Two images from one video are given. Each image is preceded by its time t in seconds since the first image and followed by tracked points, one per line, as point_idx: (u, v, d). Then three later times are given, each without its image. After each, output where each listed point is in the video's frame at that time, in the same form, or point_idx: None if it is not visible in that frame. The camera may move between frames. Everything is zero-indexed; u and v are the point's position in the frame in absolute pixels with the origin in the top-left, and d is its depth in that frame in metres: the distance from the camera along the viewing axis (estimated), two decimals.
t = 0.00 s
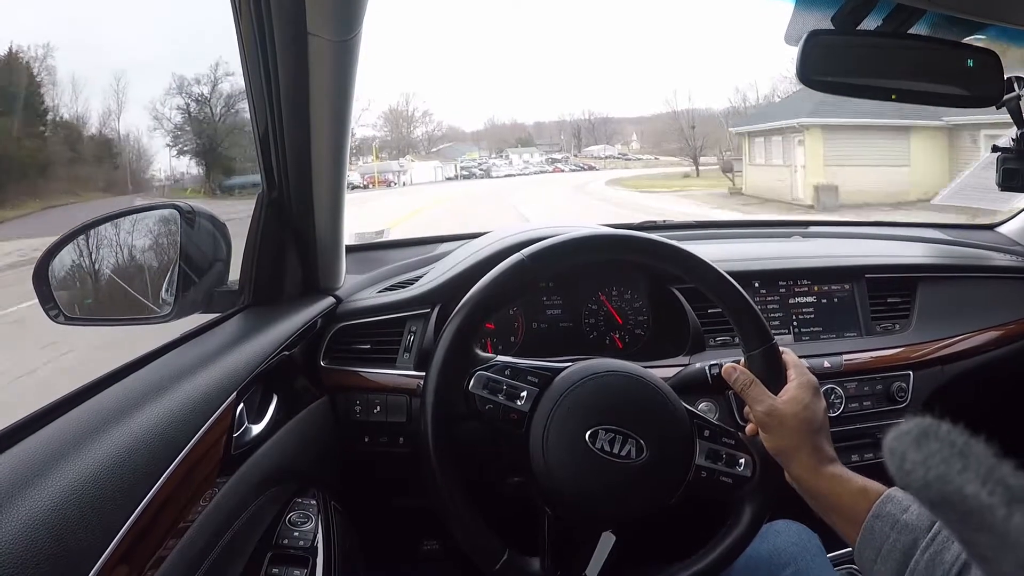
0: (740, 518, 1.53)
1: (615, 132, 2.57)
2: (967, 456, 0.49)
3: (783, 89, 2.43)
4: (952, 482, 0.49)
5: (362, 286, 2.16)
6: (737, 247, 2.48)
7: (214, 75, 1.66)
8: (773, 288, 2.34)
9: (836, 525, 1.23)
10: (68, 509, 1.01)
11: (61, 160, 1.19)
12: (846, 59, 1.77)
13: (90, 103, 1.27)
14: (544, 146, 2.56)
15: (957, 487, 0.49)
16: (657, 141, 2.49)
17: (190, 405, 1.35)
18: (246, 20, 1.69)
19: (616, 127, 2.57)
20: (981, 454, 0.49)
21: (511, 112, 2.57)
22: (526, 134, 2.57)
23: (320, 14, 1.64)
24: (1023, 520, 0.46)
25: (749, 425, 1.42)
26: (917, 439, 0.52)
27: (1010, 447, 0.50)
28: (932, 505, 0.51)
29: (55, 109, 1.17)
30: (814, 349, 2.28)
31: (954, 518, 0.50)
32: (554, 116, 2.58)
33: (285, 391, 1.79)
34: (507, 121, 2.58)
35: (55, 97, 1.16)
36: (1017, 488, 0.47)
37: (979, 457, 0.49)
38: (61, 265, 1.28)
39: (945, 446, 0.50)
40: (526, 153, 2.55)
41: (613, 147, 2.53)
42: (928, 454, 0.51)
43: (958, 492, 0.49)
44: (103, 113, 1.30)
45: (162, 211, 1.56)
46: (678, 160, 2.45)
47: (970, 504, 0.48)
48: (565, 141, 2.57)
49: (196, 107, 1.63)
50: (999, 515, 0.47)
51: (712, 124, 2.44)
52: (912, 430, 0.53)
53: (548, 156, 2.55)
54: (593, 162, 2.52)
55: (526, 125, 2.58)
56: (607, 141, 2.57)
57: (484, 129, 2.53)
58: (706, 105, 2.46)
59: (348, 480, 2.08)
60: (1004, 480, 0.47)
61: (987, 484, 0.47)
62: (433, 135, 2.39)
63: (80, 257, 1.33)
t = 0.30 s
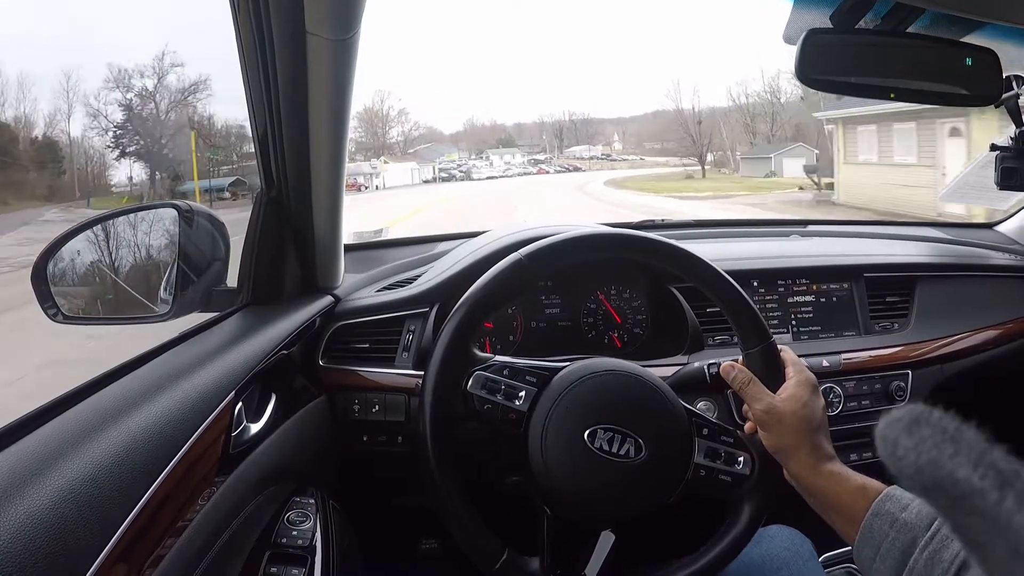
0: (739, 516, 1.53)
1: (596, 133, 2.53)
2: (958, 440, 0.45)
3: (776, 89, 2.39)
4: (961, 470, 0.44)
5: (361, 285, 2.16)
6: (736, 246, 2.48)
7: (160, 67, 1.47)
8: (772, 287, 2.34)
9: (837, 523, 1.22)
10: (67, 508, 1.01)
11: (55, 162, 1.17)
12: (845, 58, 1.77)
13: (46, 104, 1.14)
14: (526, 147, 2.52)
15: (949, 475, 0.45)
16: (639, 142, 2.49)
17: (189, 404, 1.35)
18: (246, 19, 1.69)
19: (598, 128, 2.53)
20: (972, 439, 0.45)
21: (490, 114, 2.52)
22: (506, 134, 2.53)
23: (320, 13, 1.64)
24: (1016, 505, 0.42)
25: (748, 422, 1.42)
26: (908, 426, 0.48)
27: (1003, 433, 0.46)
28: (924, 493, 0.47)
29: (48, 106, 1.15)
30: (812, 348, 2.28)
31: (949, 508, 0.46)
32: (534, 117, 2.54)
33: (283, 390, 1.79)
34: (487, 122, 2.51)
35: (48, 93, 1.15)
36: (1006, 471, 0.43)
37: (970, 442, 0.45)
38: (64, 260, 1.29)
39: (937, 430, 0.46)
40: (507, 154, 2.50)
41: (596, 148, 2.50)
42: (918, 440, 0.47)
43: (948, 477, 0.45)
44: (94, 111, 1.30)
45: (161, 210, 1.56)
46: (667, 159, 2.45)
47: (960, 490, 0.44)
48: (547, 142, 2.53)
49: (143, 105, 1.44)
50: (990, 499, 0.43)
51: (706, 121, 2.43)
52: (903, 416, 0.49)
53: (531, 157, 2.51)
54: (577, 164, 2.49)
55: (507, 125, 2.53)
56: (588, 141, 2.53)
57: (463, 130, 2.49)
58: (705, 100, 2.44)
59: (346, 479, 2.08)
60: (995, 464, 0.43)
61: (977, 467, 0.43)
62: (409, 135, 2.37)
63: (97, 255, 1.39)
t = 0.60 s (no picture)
0: (740, 514, 1.53)
1: (577, 134, 2.55)
2: (962, 427, 0.40)
3: (765, 90, 2.38)
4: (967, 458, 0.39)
5: (359, 286, 2.16)
6: (734, 245, 2.48)
7: (92, 57, 1.29)
8: (770, 286, 2.34)
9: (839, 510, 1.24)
10: (66, 510, 1.00)
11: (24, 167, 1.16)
12: (842, 56, 1.77)
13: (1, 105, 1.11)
14: (505, 148, 2.51)
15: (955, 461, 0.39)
16: (621, 143, 2.52)
17: (188, 405, 1.35)
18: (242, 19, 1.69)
19: (579, 129, 2.55)
20: (974, 427, 0.40)
21: (466, 114, 2.48)
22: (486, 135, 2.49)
23: (317, 13, 1.64)
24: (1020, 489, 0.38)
25: (749, 416, 1.42)
26: (911, 413, 0.42)
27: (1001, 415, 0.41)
28: (925, 482, 0.41)
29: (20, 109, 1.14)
30: (811, 347, 2.28)
31: (946, 492, 0.41)
32: (513, 119, 2.53)
33: (282, 390, 1.79)
34: (466, 123, 2.48)
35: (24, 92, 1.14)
36: (1010, 457, 0.39)
37: (973, 429, 0.40)
38: (62, 262, 1.31)
39: (941, 418, 0.41)
40: (486, 155, 2.47)
41: (578, 149, 2.53)
42: (922, 430, 0.40)
43: (952, 466, 0.39)
44: (84, 113, 1.30)
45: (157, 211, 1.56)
46: (654, 160, 2.48)
47: (964, 478, 0.40)
48: (529, 142, 2.54)
49: (73, 101, 1.26)
50: (997, 485, 0.39)
51: (703, 120, 2.43)
52: (903, 404, 0.43)
53: (511, 158, 2.50)
54: (564, 164, 2.51)
55: (486, 127, 2.50)
56: (571, 143, 2.55)
57: (441, 131, 2.46)
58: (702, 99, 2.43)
59: (346, 479, 2.08)
60: (1000, 451, 0.39)
61: (982, 454, 0.39)
62: (383, 136, 2.26)
63: (117, 256, 1.47)
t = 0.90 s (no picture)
0: (736, 515, 1.54)
1: (561, 135, 2.53)
2: (983, 421, 0.46)
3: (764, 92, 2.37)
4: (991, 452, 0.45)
5: (357, 286, 2.16)
6: (732, 247, 2.48)
7: (10, 41, 1.11)
8: (768, 287, 2.34)
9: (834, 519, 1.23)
10: (63, 509, 1.01)
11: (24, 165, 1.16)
12: (840, 58, 1.77)
13: None
14: (487, 149, 2.49)
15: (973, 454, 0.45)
16: (605, 144, 2.53)
17: (185, 405, 1.35)
18: (241, 21, 1.68)
19: (561, 130, 2.54)
20: (994, 421, 0.46)
21: (449, 114, 2.44)
22: (467, 136, 2.48)
23: (315, 15, 1.64)
24: None
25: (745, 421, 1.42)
26: (930, 406, 0.48)
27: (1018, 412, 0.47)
28: (944, 476, 0.47)
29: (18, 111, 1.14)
30: (808, 348, 2.28)
31: (968, 485, 0.47)
32: (495, 120, 2.51)
33: (278, 390, 1.79)
34: (446, 123, 2.45)
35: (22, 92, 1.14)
36: None
37: (994, 424, 0.46)
38: (58, 262, 1.30)
39: (962, 413, 0.47)
40: (465, 156, 2.45)
41: (563, 151, 2.51)
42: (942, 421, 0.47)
43: (973, 459, 0.46)
44: (84, 112, 1.29)
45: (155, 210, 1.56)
46: (640, 161, 2.49)
47: (983, 470, 0.45)
48: (511, 143, 2.52)
49: None
50: (1015, 477, 0.44)
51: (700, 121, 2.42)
52: (925, 397, 0.49)
53: (493, 159, 2.49)
54: (550, 167, 2.50)
55: (467, 128, 2.47)
56: (554, 144, 2.53)
57: (420, 131, 2.42)
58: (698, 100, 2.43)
59: (343, 479, 2.08)
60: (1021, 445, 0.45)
61: (1003, 447, 0.45)
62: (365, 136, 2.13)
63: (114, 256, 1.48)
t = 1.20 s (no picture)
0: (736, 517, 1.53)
1: (543, 135, 2.57)
2: (972, 425, 0.37)
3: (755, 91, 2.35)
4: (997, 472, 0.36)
5: (357, 287, 2.16)
6: (731, 247, 2.48)
7: None
8: (768, 288, 2.34)
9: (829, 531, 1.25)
10: (62, 510, 1.01)
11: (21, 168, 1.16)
12: (839, 58, 1.77)
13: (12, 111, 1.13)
14: (468, 150, 2.48)
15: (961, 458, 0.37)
16: (587, 144, 2.55)
17: (186, 406, 1.35)
18: (241, 20, 1.68)
19: (544, 131, 2.58)
20: (986, 425, 0.38)
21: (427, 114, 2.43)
22: (446, 135, 2.46)
23: (315, 16, 1.64)
24: None
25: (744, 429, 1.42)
26: (919, 409, 0.39)
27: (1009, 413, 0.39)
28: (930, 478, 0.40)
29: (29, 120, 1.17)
30: (809, 349, 2.28)
31: (954, 491, 0.40)
32: (474, 120, 2.50)
33: (278, 392, 1.79)
34: (425, 122, 2.43)
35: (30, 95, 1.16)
36: None
37: (985, 427, 0.37)
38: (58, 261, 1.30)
39: (953, 417, 0.37)
40: (447, 156, 2.44)
41: (545, 151, 2.55)
42: (933, 426, 0.37)
43: (962, 465, 0.37)
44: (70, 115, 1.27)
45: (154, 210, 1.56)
46: (625, 160, 2.51)
47: (974, 476, 0.38)
48: (492, 143, 2.53)
49: None
50: (1008, 487, 0.37)
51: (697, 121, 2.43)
52: (914, 401, 0.40)
53: (475, 160, 2.48)
54: (534, 167, 2.52)
55: (446, 127, 2.46)
56: (536, 144, 2.56)
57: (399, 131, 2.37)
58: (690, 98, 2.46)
59: (343, 481, 2.08)
60: (1012, 450, 0.37)
61: (993, 453, 0.36)
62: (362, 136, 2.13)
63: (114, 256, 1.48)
